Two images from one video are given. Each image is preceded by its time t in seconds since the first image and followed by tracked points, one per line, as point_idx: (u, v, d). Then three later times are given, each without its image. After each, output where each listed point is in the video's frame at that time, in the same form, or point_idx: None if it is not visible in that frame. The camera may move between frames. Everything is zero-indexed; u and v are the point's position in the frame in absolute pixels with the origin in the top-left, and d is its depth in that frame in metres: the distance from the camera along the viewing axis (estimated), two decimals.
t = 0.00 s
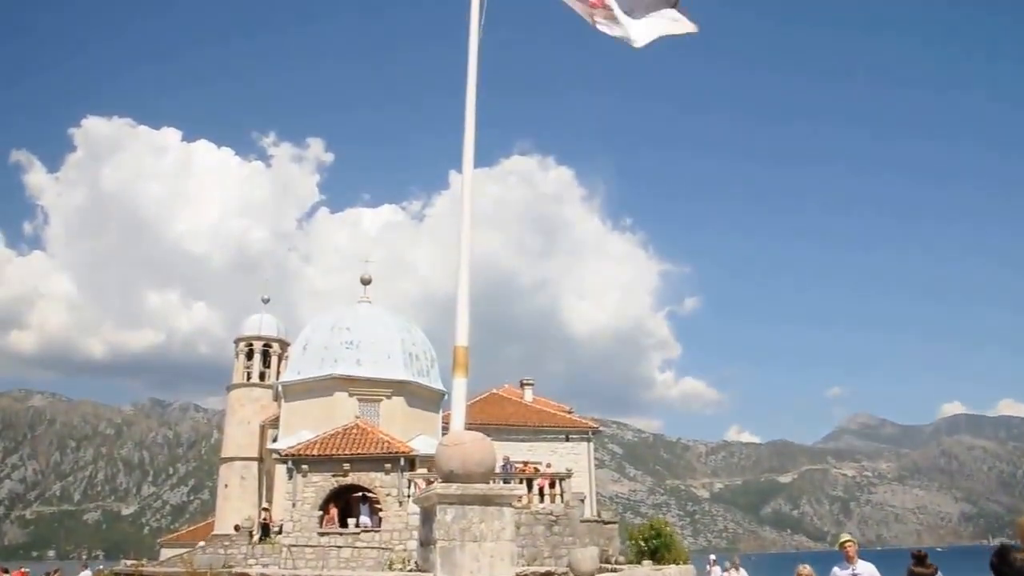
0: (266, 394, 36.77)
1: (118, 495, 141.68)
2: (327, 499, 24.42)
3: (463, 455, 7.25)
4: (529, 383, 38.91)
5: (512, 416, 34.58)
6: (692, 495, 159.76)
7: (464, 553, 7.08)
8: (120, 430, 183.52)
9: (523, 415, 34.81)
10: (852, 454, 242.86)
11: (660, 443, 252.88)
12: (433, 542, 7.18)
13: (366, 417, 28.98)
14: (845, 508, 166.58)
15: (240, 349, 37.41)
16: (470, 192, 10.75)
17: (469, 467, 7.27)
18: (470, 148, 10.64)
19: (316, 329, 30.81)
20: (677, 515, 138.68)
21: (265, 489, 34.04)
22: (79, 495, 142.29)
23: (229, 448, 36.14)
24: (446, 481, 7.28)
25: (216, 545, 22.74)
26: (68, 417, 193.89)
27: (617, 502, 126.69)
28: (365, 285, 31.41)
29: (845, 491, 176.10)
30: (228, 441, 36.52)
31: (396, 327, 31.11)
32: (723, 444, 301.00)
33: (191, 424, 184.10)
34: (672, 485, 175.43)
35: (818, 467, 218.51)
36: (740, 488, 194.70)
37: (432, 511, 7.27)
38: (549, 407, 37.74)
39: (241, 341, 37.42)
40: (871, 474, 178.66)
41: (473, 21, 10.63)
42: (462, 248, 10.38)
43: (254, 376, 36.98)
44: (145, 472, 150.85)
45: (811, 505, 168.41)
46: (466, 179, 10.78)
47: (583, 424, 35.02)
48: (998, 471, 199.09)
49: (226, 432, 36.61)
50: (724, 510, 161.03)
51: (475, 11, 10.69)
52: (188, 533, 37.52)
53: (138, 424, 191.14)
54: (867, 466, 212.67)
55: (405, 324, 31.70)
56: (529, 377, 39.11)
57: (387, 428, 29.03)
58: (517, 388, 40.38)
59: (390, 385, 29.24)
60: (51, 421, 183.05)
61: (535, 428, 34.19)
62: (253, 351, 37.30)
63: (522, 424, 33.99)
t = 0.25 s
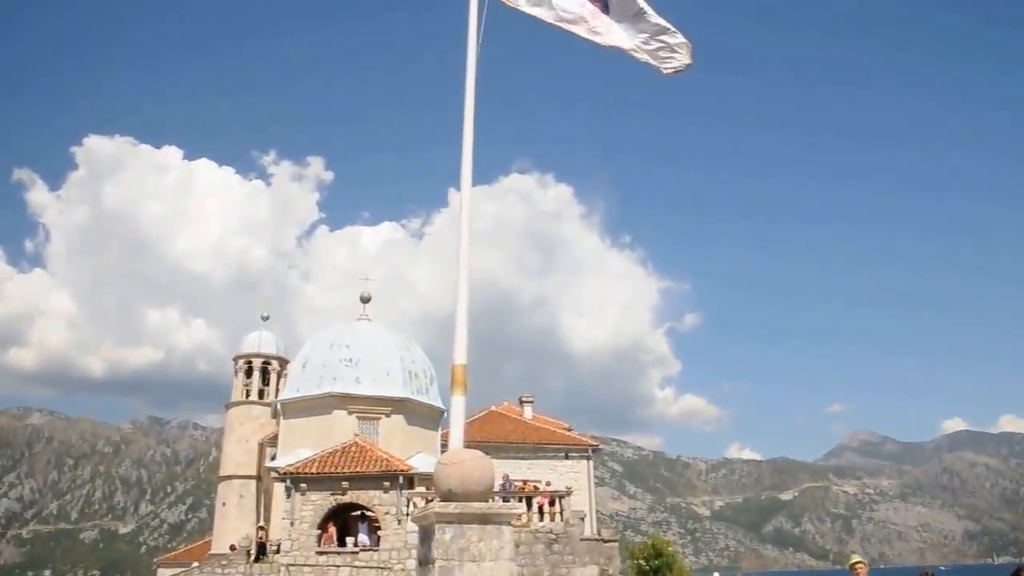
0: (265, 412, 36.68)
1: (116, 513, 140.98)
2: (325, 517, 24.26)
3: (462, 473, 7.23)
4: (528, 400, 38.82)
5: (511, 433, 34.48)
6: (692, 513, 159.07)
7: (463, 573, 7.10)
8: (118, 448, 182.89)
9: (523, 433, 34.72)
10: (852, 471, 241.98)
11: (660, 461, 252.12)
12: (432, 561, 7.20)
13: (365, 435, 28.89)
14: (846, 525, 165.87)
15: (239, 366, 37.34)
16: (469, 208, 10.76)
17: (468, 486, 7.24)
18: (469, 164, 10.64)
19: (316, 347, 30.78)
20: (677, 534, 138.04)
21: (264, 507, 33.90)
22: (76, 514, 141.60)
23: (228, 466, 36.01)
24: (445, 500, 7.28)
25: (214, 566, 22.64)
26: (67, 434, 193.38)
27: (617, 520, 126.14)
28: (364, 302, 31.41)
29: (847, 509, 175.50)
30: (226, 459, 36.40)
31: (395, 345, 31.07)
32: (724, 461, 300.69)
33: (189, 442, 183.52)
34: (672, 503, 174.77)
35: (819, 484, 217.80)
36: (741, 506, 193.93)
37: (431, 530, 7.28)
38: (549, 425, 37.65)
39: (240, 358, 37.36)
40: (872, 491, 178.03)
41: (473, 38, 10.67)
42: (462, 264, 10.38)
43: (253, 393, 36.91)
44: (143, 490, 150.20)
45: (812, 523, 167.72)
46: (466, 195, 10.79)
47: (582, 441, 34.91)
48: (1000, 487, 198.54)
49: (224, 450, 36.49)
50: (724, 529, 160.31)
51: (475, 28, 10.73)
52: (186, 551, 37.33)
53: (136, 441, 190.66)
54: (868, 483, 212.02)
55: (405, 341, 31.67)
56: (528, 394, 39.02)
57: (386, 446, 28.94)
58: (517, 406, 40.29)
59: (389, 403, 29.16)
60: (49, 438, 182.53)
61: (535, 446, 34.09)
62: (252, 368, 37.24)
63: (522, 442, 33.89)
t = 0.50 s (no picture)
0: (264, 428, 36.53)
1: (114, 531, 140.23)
2: (323, 535, 24.12)
3: (459, 489, 7.23)
4: (527, 416, 38.70)
5: (510, 450, 34.36)
6: (692, 530, 158.35)
7: None
8: (116, 464, 182.28)
9: (521, 449, 34.60)
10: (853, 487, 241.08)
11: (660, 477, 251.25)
12: None
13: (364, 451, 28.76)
14: (848, 542, 165.05)
15: (238, 382, 37.25)
16: (467, 224, 10.76)
17: (466, 502, 7.23)
18: (468, 180, 10.66)
19: (314, 363, 30.73)
20: (678, 550, 137.37)
21: (261, 523, 33.70)
22: (73, 531, 140.82)
23: (225, 482, 35.83)
24: (443, 517, 7.25)
25: None
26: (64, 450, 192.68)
27: (617, 537, 125.54)
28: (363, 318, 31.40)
29: (847, 525, 174.79)
30: (224, 476, 36.22)
31: (394, 361, 31.02)
32: (724, 478, 299.67)
33: (187, 458, 182.90)
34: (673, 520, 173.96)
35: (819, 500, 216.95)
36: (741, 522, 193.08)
37: (429, 547, 7.23)
38: (548, 441, 37.53)
39: (239, 374, 37.27)
40: (872, 508, 177.31)
41: (469, 54, 10.70)
42: (460, 281, 10.36)
43: (251, 410, 36.80)
44: (141, 507, 149.52)
45: (813, 540, 166.85)
46: (465, 211, 10.80)
47: (581, 457, 34.77)
48: (1001, 503, 197.86)
49: (222, 466, 36.32)
50: (725, 545, 159.50)
51: (471, 45, 10.77)
52: (183, 569, 37.07)
53: (134, 458, 189.89)
54: (868, 498, 211.35)
55: (403, 357, 31.62)
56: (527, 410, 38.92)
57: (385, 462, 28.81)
58: (516, 422, 40.15)
59: (388, 419, 29.07)
60: (47, 454, 181.71)
61: (534, 462, 33.96)
62: (251, 385, 37.15)
63: (521, 458, 33.79)
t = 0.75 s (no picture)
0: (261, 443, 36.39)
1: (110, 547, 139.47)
2: (321, 550, 24.05)
3: (457, 505, 7.22)
4: (526, 431, 38.60)
5: (508, 465, 34.26)
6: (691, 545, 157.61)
7: None
8: (113, 480, 181.53)
9: (520, 464, 34.50)
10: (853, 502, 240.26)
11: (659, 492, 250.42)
12: None
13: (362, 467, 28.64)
14: (848, 557, 164.28)
15: (235, 397, 37.15)
16: (465, 238, 10.77)
17: (464, 518, 7.21)
18: (466, 194, 10.66)
19: (312, 378, 30.66)
20: (677, 566, 136.70)
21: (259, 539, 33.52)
22: (70, 548, 140.08)
23: (223, 498, 35.67)
24: (441, 533, 7.21)
25: None
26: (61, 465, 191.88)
27: (616, 553, 124.99)
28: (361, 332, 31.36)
29: (847, 540, 174.09)
30: (222, 491, 36.05)
31: (392, 376, 30.96)
32: (722, 493, 298.73)
33: (184, 473, 182.19)
34: (672, 535, 173.17)
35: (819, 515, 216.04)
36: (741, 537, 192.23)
37: (427, 564, 7.19)
38: (546, 456, 37.42)
39: (237, 389, 37.18)
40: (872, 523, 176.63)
41: (467, 68, 10.73)
42: (458, 296, 10.35)
43: (249, 425, 36.68)
44: (138, 523, 148.79)
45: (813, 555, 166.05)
46: (462, 226, 10.80)
47: (581, 472, 34.67)
48: (1001, 518, 197.39)
49: (220, 482, 36.15)
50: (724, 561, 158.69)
51: (469, 59, 10.81)
52: None
53: (131, 473, 189.13)
54: (868, 513, 210.86)
55: (402, 372, 31.57)
56: (525, 426, 38.83)
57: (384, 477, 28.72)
58: (514, 437, 40.04)
59: (386, 434, 28.97)
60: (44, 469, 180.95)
61: (532, 477, 33.86)
62: (249, 400, 37.05)
63: (520, 473, 33.70)
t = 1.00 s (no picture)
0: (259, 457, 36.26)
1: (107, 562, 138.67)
2: (319, 566, 23.96)
3: (455, 521, 7.18)
4: (524, 445, 38.50)
5: (506, 479, 34.16)
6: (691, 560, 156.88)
7: None
8: (109, 494, 180.70)
9: (518, 478, 34.40)
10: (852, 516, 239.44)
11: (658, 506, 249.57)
12: None
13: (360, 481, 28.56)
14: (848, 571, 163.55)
15: (233, 412, 37.05)
16: (463, 252, 10.77)
17: (462, 533, 7.16)
18: (464, 209, 10.67)
19: (310, 393, 30.60)
20: None
21: (256, 554, 33.36)
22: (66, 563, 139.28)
23: (220, 513, 35.51)
24: (439, 548, 7.18)
25: None
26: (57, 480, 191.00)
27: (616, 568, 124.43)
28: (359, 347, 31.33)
29: (847, 554, 173.44)
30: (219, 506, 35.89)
31: (390, 390, 30.92)
32: (722, 507, 297.77)
33: (181, 488, 181.41)
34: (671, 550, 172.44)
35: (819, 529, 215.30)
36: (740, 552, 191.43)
37: None
38: (544, 470, 37.32)
39: (234, 404, 37.09)
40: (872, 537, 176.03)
41: (467, 80, 10.76)
42: (456, 310, 10.33)
43: (247, 439, 36.57)
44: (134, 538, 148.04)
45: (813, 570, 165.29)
46: (461, 240, 10.80)
47: (579, 487, 34.56)
48: (1002, 532, 196.79)
49: (217, 496, 35.99)
50: None
51: (467, 73, 10.83)
52: None
53: (129, 488, 188.37)
54: (867, 527, 210.27)
55: (400, 386, 31.53)
56: (524, 440, 38.75)
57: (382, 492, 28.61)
58: (513, 451, 39.93)
59: (384, 448, 28.90)
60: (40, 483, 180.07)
61: (530, 491, 33.76)
62: (246, 415, 36.94)
63: (519, 487, 33.58)
